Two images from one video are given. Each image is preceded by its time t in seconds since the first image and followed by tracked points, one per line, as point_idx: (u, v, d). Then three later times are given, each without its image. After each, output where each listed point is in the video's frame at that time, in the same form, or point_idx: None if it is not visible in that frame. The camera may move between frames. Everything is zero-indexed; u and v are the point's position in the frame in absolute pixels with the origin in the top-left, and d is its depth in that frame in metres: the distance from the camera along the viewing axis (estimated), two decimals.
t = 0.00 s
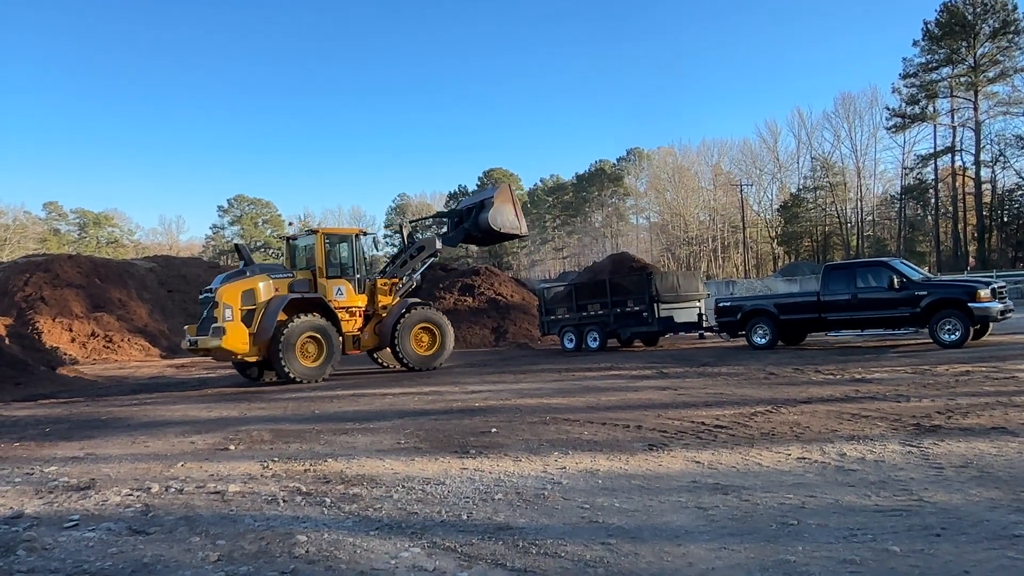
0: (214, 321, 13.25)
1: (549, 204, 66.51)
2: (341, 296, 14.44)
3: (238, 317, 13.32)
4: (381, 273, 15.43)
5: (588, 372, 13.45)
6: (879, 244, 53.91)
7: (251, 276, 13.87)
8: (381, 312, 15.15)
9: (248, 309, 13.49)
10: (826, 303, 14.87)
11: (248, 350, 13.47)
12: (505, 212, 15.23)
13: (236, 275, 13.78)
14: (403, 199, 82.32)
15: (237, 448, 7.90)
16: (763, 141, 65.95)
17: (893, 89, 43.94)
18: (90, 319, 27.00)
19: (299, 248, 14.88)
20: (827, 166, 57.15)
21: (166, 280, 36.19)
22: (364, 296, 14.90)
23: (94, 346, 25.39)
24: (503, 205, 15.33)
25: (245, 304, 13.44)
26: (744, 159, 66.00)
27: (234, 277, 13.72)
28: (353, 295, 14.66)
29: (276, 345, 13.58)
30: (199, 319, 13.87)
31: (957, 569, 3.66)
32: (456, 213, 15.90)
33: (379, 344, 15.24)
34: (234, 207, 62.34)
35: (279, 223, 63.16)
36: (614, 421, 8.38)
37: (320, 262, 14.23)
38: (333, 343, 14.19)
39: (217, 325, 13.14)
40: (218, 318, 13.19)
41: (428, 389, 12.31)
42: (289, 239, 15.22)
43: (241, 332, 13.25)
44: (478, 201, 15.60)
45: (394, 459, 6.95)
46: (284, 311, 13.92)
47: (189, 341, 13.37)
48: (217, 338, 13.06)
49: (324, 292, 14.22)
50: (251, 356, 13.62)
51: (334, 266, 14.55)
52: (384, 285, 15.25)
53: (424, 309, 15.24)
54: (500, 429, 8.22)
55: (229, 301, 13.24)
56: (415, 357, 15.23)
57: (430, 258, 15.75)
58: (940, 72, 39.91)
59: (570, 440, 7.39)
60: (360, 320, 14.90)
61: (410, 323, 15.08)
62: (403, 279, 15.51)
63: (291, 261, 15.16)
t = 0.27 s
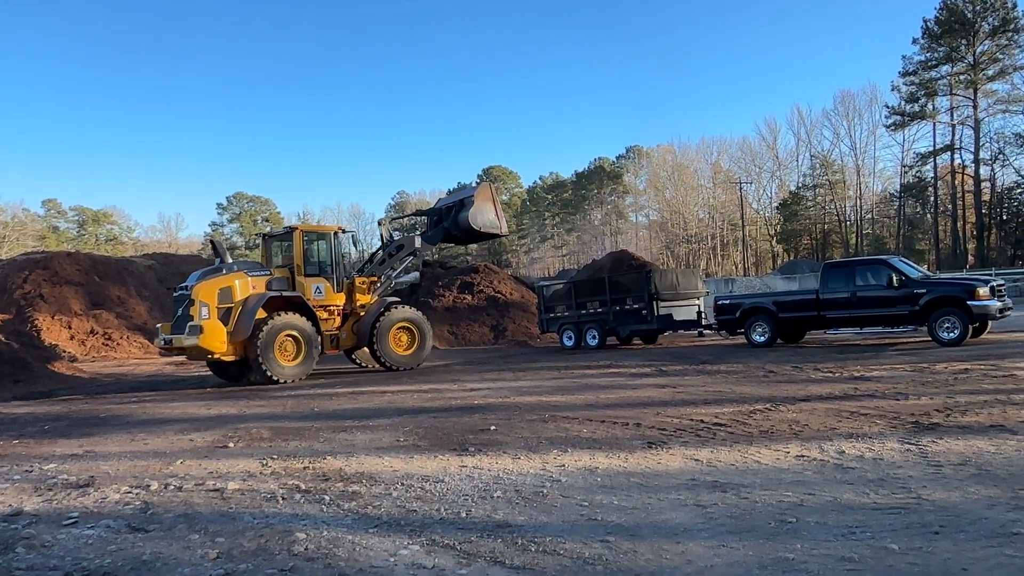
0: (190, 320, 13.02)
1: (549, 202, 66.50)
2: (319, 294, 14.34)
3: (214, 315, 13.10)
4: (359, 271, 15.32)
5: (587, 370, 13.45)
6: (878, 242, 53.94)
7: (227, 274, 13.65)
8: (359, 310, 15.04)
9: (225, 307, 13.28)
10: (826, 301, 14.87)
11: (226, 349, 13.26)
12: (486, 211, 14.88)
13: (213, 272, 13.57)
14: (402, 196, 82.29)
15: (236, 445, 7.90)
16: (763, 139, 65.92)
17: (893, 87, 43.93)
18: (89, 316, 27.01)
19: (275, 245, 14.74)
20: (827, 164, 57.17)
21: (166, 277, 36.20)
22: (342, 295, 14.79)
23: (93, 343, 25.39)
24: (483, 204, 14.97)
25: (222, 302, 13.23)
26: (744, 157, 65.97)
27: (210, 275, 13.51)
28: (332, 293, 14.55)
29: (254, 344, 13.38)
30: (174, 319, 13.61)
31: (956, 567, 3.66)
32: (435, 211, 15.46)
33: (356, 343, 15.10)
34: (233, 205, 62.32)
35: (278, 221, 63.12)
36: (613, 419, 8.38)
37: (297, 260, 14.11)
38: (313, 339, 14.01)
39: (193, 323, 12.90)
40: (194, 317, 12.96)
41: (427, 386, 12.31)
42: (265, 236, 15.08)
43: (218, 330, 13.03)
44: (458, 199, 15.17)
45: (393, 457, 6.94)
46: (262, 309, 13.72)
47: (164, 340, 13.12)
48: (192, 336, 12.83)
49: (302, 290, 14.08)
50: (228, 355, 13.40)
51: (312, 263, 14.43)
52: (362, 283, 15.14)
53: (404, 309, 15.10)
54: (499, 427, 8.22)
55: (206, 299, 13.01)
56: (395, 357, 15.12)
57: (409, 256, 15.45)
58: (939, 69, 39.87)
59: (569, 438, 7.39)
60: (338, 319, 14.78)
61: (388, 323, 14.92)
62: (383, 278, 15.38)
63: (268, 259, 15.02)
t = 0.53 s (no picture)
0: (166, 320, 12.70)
1: (549, 200, 66.46)
2: (298, 294, 14.20)
3: (191, 316, 12.78)
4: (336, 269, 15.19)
5: (587, 368, 13.45)
6: (879, 240, 53.88)
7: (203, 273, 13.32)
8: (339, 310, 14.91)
9: (202, 308, 12.97)
10: (826, 299, 14.86)
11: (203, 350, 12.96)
12: (467, 212, 14.37)
13: (188, 271, 13.21)
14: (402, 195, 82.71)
15: (237, 443, 7.91)
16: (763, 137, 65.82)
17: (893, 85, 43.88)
18: (90, 314, 27.03)
19: (250, 242, 14.42)
20: (827, 162, 57.14)
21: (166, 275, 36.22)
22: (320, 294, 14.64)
23: (93, 341, 25.42)
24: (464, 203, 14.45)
25: (198, 302, 12.92)
26: (744, 155, 65.88)
27: (186, 274, 13.15)
28: (311, 293, 14.43)
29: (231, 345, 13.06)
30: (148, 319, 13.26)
31: (956, 564, 3.67)
32: (414, 211, 14.92)
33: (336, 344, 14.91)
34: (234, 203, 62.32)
35: (278, 219, 63.12)
36: (613, 417, 8.38)
37: (276, 260, 13.90)
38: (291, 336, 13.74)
39: (170, 324, 12.59)
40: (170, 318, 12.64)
41: (427, 384, 12.30)
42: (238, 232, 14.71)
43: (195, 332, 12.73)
44: (439, 198, 14.67)
45: (393, 455, 6.95)
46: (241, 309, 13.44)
47: (139, 341, 12.79)
48: (170, 338, 12.52)
49: (281, 290, 13.89)
50: (206, 356, 13.09)
51: (290, 263, 14.24)
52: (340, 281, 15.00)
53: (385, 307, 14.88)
54: (499, 425, 8.21)
55: (182, 300, 12.69)
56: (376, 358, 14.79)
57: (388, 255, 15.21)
58: (940, 68, 39.79)
59: (569, 436, 7.39)
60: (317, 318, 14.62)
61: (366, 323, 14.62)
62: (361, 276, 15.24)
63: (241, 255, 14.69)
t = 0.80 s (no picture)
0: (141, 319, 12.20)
1: (551, 199, 66.44)
2: (278, 293, 13.88)
3: (168, 315, 12.31)
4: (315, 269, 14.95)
5: (588, 367, 13.45)
6: (881, 239, 53.87)
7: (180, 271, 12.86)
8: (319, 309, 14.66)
9: (179, 306, 12.50)
10: (828, 298, 14.86)
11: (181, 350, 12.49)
12: (449, 214, 14.33)
13: (164, 269, 12.72)
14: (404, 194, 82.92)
15: (239, 441, 7.93)
16: (765, 136, 65.78)
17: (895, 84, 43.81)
18: (92, 313, 27.08)
19: (227, 242, 14.15)
20: (829, 161, 57.14)
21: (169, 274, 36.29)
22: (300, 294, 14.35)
23: (95, 339, 25.47)
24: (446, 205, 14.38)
25: (176, 300, 12.45)
26: (746, 153, 65.85)
27: (162, 271, 12.66)
28: (291, 292, 14.15)
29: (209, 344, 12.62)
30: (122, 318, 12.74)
31: (957, 563, 3.67)
32: (395, 213, 14.81)
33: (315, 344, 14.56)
34: (235, 201, 62.39)
35: (280, 217, 63.13)
36: (615, 416, 8.37)
37: (255, 258, 13.62)
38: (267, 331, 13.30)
39: (146, 323, 12.09)
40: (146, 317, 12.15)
41: (428, 383, 12.29)
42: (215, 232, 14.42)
43: (173, 331, 12.26)
44: (421, 200, 14.58)
45: (395, 454, 6.95)
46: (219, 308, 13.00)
47: (113, 341, 12.26)
48: (146, 337, 12.03)
49: (261, 289, 13.56)
50: (183, 356, 12.63)
51: (269, 262, 13.97)
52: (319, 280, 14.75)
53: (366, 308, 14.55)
54: (501, 423, 8.22)
55: (159, 298, 12.22)
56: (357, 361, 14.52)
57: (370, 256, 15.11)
58: (942, 66, 39.73)
59: (571, 435, 7.40)
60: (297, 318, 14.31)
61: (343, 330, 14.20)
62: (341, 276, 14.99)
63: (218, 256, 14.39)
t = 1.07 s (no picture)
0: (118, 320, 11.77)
1: (553, 198, 66.39)
2: (258, 293, 13.44)
3: (146, 315, 11.88)
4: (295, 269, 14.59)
5: (590, 366, 13.44)
6: (884, 239, 53.79)
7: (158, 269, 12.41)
8: (299, 310, 14.31)
9: (157, 307, 12.07)
10: (830, 297, 14.86)
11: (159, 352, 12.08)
12: (432, 216, 14.23)
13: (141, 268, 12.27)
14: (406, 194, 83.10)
15: (241, 440, 7.94)
16: (768, 135, 65.71)
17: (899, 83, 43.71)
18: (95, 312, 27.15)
19: (205, 241, 13.75)
20: (832, 160, 57.09)
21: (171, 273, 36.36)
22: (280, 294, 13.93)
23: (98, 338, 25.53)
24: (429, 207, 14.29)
25: (154, 300, 12.01)
26: (748, 153, 65.78)
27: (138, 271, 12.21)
28: (271, 292, 13.73)
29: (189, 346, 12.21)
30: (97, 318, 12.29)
31: (959, 563, 3.67)
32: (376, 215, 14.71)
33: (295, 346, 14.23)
34: (238, 201, 62.50)
35: (282, 217, 63.18)
36: (618, 415, 8.36)
37: (235, 256, 13.18)
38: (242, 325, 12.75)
39: (123, 324, 11.66)
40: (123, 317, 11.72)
41: (431, 382, 12.29)
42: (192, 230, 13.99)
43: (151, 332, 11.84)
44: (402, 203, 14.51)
45: (397, 453, 6.94)
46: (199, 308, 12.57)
47: (88, 342, 11.82)
48: (124, 338, 11.61)
49: (240, 288, 13.11)
50: (162, 358, 12.21)
51: (249, 261, 13.54)
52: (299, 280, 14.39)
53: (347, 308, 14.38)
54: (504, 423, 8.22)
55: (137, 298, 11.79)
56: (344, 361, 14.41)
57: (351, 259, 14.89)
58: (945, 66, 39.64)
59: (573, 434, 7.40)
60: (278, 319, 13.89)
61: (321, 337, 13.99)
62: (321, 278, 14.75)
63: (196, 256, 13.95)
